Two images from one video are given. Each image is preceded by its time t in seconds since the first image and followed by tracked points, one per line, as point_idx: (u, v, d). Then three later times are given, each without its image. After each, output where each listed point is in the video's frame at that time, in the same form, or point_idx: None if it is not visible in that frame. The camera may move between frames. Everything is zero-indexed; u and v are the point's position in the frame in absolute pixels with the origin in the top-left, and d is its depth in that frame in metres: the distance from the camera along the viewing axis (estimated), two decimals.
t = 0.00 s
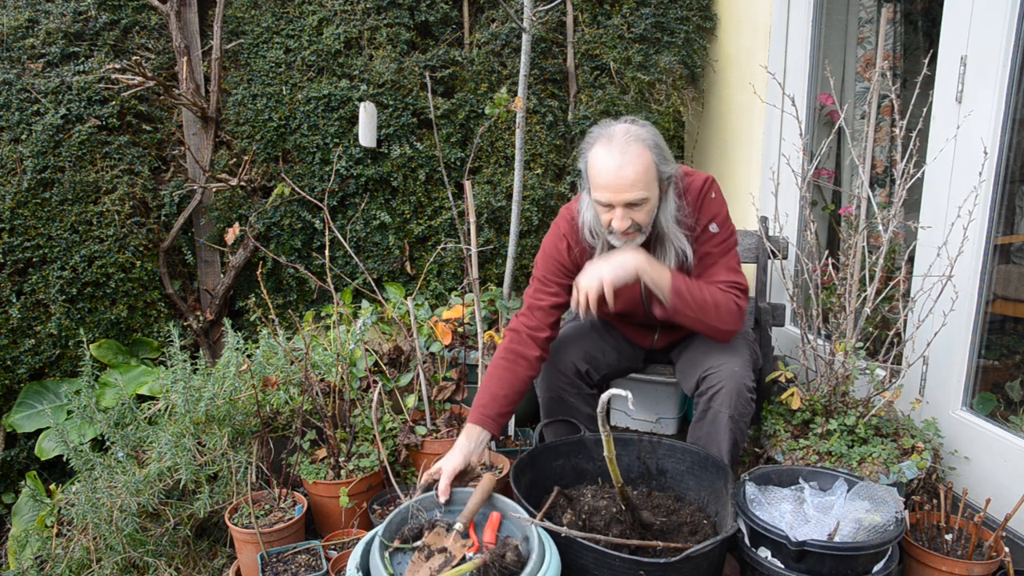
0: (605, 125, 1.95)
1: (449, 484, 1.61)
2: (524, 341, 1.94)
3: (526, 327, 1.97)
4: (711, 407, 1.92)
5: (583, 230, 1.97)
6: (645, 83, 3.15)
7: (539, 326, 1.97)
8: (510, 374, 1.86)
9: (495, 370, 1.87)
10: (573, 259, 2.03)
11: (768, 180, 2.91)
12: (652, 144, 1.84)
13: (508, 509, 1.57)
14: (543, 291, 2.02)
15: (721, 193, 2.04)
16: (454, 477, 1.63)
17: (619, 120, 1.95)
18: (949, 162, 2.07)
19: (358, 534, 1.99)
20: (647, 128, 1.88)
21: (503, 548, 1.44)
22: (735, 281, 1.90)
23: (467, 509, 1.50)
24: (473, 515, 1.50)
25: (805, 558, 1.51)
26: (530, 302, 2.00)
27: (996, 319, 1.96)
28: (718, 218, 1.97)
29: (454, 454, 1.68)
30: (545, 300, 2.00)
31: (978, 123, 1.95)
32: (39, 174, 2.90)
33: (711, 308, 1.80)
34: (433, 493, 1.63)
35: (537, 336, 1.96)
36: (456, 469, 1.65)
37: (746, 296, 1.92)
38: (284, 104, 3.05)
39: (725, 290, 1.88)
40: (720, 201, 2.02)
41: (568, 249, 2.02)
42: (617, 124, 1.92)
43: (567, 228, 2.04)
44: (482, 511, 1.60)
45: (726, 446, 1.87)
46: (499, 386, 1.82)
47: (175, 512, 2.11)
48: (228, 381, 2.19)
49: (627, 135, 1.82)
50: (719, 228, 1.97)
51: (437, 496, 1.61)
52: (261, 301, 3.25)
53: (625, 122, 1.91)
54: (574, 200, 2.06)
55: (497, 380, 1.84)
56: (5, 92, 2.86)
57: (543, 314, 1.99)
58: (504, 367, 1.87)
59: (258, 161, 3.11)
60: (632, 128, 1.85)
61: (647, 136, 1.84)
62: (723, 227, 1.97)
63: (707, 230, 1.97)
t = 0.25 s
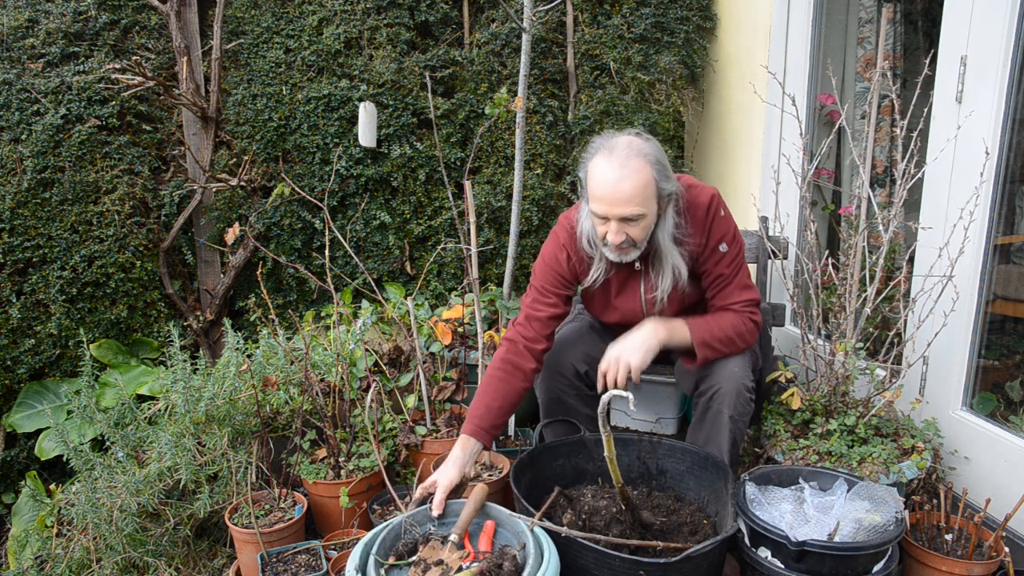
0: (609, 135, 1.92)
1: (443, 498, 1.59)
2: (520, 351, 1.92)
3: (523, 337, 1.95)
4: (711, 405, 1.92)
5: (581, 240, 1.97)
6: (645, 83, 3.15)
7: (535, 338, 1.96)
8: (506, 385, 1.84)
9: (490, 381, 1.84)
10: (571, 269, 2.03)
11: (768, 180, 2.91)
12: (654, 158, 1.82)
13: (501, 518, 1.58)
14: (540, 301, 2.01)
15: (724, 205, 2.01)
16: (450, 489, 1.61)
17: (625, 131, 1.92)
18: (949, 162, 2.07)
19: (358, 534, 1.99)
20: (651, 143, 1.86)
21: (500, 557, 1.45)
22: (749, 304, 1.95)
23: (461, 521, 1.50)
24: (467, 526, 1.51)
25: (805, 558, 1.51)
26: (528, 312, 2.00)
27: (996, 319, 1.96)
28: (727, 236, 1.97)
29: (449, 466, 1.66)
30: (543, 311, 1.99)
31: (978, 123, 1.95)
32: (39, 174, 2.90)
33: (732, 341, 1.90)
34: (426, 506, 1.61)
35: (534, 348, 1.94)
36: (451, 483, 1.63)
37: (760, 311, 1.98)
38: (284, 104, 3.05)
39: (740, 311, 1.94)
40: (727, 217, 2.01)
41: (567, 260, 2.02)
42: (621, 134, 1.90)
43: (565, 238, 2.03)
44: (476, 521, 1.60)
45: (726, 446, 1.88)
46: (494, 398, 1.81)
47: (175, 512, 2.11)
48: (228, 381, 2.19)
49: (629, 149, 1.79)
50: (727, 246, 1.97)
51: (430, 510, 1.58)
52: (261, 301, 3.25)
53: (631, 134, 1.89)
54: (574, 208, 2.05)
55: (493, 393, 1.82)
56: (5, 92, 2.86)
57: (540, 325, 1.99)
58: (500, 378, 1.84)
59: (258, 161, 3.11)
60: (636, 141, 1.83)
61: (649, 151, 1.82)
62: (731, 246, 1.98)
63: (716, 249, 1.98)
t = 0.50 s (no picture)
0: (617, 137, 1.94)
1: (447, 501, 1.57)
2: (519, 349, 1.91)
3: (521, 334, 1.94)
4: (712, 406, 1.92)
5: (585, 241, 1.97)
6: (645, 83, 3.15)
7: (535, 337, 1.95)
8: (504, 382, 1.84)
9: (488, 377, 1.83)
10: (575, 269, 2.03)
11: (768, 180, 2.91)
12: (662, 162, 1.83)
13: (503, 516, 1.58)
14: (542, 299, 2.00)
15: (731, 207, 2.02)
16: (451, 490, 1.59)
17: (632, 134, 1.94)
18: (949, 162, 2.06)
19: (358, 534, 1.99)
20: (659, 146, 1.86)
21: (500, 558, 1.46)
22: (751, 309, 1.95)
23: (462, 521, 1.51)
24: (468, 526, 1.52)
25: (805, 558, 1.51)
26: (528, 309, 1.98)
27: (996, 319, 1.96)
28: (732, 238, 1.97)
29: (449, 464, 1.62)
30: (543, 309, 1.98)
31: (978, 123, 1.95)
32: (39, 174, 2.90)
33: (732, 348, 1.90)
34: (428, 505, 1.60)
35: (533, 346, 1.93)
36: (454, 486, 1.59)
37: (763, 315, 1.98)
38: (284, 104, 3.05)
39: (741, 316, 1.95)
40: (733, 220, 2.01)
41: (572, 260, 2.02)
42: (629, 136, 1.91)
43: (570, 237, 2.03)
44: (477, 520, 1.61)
45: (727, 445, 1.89)
46: (494, 394, 1.80)
47: (175, 512, 2.11)
48: (228, 381, 2.19)
49: (637, 152, 1.79)
50: (733, 249, 1.97)
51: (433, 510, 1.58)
52: (261, 301, 3.25)
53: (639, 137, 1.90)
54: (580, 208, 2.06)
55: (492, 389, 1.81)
56: (5, 92, 2.86)
57: (540, 323, 1.97)
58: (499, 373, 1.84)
59: (258, 161, 3.11)
60: (644, 143, 1.84)
61: (657, 154, 1.83)
62: (736, 248, 1.98)
63: (720, 251, 1.98)
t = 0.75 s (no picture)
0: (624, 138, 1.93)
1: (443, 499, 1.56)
2: (526, 351, 1.91)
3: (528, 337, 1.93)
4: (715, 405, 1.92)
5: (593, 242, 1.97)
6: (645, 83, 3.15)
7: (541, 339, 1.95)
8: (513, 384, 1.83)
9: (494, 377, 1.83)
10: (580, 269, 2.03)
11: (768, 180, 2.91)
12: (671, 162, 1.83)
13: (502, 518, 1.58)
14: (548, 301, 2.00)
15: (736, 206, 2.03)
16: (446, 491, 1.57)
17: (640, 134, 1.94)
18: (949, 162, 2.07)
19: (358, 534, 1.99)
20: (667, 146, 1.86)
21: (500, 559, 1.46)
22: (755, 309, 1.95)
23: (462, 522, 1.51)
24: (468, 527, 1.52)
25: (805, 558, 1.51)
26: (534, 311, 1.98)
27: (996, 319, 1.96)
28: (737, 237, 1.98)
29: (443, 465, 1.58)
30: (550, 311, 1.98)
31: (978, 123, 1.95)
32: (39, 174, 2.90)
33: (736, 349, 1.90)
34: (425, 510, 1.61)
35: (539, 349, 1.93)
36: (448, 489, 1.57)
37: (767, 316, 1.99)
38: (284, 104, 3.05)
39: (744, 316, 1.96)
40: (739, 219, 2.02)
41: (578, 261, 2.03)
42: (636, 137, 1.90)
43: (575, 237, 2.03)
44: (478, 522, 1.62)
45: (729, 445, 1.88)
46: (504, 396, 1.80)
47: (175, 512, 2.11)
48: (228, 381, 2.19)
49: (648, 152, 1.80)
50: (738, 248, 1.98)
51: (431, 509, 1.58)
52: (261, 301, 3.25)
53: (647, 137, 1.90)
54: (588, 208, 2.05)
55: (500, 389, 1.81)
56: (5, 92, 2.86)
57: (545, 326, 1.97)
58: (505, 373, 1.84)
59: (258, 161, 3.11)
60: (653, 143, 1.84)
61: (666, 154, 1.83)
62: (741, 247, 1.99)
63: (725, 250, 1.98)
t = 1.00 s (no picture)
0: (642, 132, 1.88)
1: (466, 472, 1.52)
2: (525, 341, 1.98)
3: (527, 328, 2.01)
4: (720, 405, 1.92)
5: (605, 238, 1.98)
6: (645, 83, 3.15)
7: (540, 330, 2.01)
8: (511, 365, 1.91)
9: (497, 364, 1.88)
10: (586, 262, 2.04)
11: (768, 180, 2.91)
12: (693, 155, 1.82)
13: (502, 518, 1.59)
14: (549, 294, 2.05)
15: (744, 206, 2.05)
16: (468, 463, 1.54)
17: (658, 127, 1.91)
18: (949, 162, 2.06)
19: (358, 534, 1.99)
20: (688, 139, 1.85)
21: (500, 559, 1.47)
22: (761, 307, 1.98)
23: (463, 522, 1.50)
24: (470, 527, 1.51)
25: (805, 558, 1.51)
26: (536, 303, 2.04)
27: (996, 319, 1.96)
28: (745, 237, 2.01)
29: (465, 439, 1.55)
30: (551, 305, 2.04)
31: (978, 123, 1.95)
32: (39, 174, 2.90)
33: (745, 347, 1.91)
34: (425, 510, 1.62)
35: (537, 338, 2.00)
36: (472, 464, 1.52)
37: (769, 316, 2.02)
38: (284, 104, 3.05)
39: (749, 316, 1.97)
40: (745, 218, 2.04)
41: (582, 253, 2.03)
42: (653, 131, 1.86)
43: (581, 229, 2.03)
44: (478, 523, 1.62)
45: (732, 446, 1.88)
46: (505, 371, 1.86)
47: (175, 512, 2.11)
48: (227, 381, 2.19)
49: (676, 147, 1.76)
50: (744, 247, 2.02)
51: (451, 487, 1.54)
52: (261, 301, 3.25)
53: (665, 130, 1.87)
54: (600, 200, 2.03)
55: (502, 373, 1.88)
56: (5, 92, 2.86)
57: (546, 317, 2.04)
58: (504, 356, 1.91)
59: (257, 161, 3.11)
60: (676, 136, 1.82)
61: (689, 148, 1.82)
62: (748, 247, 2.02)
63: (734, 248, 2.01)
